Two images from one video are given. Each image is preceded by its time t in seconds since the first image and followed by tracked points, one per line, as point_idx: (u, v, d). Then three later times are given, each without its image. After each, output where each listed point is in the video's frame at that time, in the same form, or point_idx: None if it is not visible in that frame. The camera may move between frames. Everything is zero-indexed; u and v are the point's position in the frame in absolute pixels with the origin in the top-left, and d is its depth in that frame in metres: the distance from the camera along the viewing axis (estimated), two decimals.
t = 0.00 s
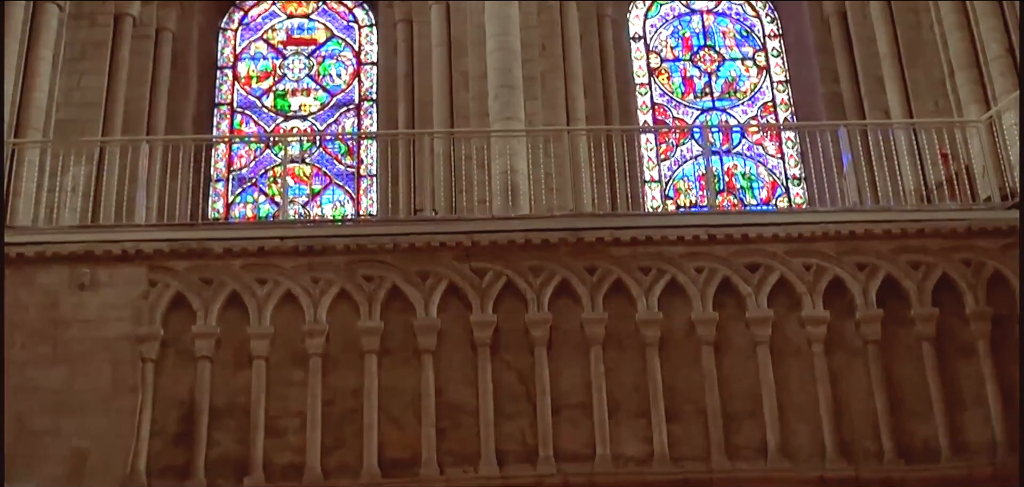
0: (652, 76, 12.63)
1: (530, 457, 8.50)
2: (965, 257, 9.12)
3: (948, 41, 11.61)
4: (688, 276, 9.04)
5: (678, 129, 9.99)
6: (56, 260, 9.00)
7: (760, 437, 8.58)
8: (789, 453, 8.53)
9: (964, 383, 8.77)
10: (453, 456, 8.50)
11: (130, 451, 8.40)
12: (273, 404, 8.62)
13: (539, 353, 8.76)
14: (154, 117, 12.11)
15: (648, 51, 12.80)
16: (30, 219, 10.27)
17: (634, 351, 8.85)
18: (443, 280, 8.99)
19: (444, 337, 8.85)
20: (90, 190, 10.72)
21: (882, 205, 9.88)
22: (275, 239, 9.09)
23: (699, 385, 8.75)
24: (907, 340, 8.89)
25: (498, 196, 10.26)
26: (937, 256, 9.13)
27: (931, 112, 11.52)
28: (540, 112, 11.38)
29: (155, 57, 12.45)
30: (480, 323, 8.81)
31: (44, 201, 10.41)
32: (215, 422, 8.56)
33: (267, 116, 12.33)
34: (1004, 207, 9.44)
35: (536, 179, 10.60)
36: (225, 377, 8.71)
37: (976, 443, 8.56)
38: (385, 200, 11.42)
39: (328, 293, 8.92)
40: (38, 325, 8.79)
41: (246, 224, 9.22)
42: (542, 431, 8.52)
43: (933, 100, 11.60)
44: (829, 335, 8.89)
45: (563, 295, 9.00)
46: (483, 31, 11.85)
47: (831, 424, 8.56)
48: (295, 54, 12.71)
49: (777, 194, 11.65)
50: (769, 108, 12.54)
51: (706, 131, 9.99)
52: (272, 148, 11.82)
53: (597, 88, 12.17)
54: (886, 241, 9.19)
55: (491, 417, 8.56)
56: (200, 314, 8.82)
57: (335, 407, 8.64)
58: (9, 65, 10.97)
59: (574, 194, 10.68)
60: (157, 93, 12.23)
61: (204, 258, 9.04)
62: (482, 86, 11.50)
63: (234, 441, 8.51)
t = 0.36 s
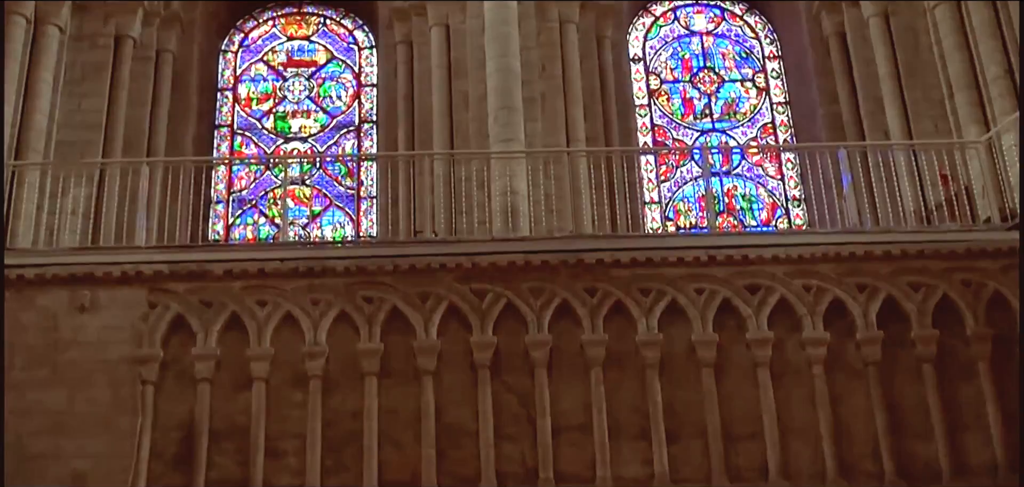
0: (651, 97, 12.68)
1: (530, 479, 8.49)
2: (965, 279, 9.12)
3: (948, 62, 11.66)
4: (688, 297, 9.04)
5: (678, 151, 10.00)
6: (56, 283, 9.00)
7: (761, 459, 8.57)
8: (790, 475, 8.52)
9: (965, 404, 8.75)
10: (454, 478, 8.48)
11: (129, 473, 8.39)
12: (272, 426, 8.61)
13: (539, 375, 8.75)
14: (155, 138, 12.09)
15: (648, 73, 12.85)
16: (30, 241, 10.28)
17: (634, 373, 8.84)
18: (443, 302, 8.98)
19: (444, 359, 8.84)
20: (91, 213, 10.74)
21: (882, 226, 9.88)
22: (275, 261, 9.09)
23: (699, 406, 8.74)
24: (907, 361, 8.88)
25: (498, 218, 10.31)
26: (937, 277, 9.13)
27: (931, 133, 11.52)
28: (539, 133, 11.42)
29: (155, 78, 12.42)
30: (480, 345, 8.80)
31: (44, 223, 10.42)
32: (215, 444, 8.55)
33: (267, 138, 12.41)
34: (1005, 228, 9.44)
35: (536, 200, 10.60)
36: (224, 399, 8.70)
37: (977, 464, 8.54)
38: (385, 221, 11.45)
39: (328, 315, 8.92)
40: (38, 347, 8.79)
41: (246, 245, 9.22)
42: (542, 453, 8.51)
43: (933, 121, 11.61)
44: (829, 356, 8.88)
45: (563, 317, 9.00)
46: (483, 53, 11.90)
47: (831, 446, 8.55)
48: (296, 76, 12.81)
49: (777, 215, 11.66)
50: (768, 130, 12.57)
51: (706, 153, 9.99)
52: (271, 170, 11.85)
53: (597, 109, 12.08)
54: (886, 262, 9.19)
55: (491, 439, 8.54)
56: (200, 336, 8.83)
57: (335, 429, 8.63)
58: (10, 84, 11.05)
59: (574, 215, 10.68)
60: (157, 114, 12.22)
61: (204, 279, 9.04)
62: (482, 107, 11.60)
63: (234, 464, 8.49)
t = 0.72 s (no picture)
0: (651, 119, 12.69)
1: None
2: (965, 300, 9.12)
3: (947, 85, 11.77)
4: (688, 319, 9.03)
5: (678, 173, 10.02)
6: (55, 306, 8.99)
7: (761, 482, 8.55)
8: None
9: (966, 426, 8.73)
10: None
11: None
12: (272, 449, 8.59)
13: (539, 397, 8.73)
14: (154, 162, 12.04)
15: (648, 95, 12.88)
16: (30, 264, 10.28)
17: (634, 395, 8.83)
18: (443, 324, 8.97)
19: (443, 381, 8.83)
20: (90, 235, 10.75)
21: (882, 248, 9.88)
22: (274, 283, 9.08)
23: (700, 429, 8.72)
24: (908, 383, 8.86)
25: (497, 239, 10.39)
26: (937, 299, 9.12)
27: (930, 154, 11.57)
28: (539, 155, 11.46)
29: (156, 100, 12.37)
30: (480, 367, 8.79)
31: (43, 246, 10.42)
32: (214, 467, 8.53)
33: (267, 160, 12.45)
34: (1004, 250, 9.45)
35: (536, 222, 10.61)
36: (224, 422, 8.69)
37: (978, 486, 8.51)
38: (384, 242, 11.46)
39: (328, 338, 8.91)
40: (37, 370, 8.77)
41: (246, 268, 9.21)
42: (542, 476, 8.49)
43: (931, 143, 11.66)
44: (829, 379, 8.86)
45: (563, 339, 8.99)
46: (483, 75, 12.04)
47: (832, 468, 8.52)
48: (295, 99, 12.86)
49: (777, 237, 11.66)
50: (767, 151, 12.61)
51: (705, 175, 9.99)
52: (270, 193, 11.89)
53: (597, 131, 12.01)
54: (886, 284, 9.19)
55: (491, 461, 8.52)
56: (199, 359, 8.82)
57: (334, 452, 8.61)
58: (9, 106, 11.15)
59: (574, 237, 10.68)
60: (157, 136, 12.18)
61: (203, 302, 9.03)
62: (481, 130, 11.66)
63: None
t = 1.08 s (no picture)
0: (650, 141, 12.71)
1: None
2: (965, 322, 9.11)
3: (945, 106, 11.81)
4: (688, 341, 9.02)
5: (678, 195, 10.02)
6: (54, 328, 8.97)
7: None
8: None
9: (967, 447, 8.70)
10: None
11: None
12: (271, 471, 8.57)
13: (538, 419, 8.71)
14: (154, 183, 12.05)
15: (647, 116, 12.90)
16: (29, 286, 10.28)
17: (634, 417, 8.81)
18: (442, 346, 8.96)
19: (443, 404, 8.81)
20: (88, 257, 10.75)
21: (882, 269, 9.88)
22: (273, 306, 9.08)
23: (700, 450, 8.69)
24: (908, 405, 8.84)
25: (497, 262, 10.28)
26: (937, 320, 9.11)
27: (929, 176, 11.62)
28: (538, 177, 11.48)
29: (155, 122, 12.36)
30: (479, 389, 8.77)
31: (42, 267, 10.42)
32: None
33: (265, 182, 12.46)
34: (1004, 271, 9.45)
35: (536, 244, 10.59)
36: (222, 444, 8.67)
37: None
38: (383, 263, 11.45)
39: (327, 360, 8.90)
40: (35, 392, 8.75)
41: (245, 290, 9.21)
42: None
43: (931, 165, 11.71)
44: (829, 400, 8.85)
45: (563, 362, 8.97)
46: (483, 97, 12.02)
47: None
48: (295, 120, 12.90)
49: (776, 258, 11.66)
50: (767, 173, 12.63)
51: (705, 196, 10.00)
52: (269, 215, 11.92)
53: (596, 152, 12.02)
54: (885, 306, 9.18)
55: (490, 483, 8.50)
56: (198, 381, 8.81)
57: (333, 474, 8.59)
58: (9, 128, 11.17)
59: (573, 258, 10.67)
60: (157, 158, 12.18)
61: (202, 324, 9.02)
62: (480, 151, 11.65)
63: None
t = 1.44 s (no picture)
0: (649, 164, 12.74)
1: None
2: (965, 345, 9.10)
3: (943, 130, 11.83)
4: (688, 365, 9.01)
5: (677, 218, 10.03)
6: (52, 352, 8.96)
7: None
8: None
9: (967, 470, 8.67)
10: None
11: None
12: None
13: (538, 443, 8.70)
14: (153, 206, 12.07)
15: (646, 139, 12.94)
16: (27, 310, 10.27)
17: (633, 440, 8.79)
18: (441, 370, 8.95)
19: (441, 427, 8.79)
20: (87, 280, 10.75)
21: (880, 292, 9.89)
22: (272, 329, 9.06)
23: (700, 474, 8.67)
24: (907, 428, 8.82)
25: (496, 285, 10.30)
26: (937, 343, 9.10)
27: (927, 199, 11.62)
28: (537, 200, 11.49)
29: (155, 146, 12.41)
30: (478, 413, 8.75)
31: (41, 291, 10.41)
32: None
33: (264, 206, 12.48)
34: (1003, 294, 9.45)
35: (535, 267, 10.58)
36: (221, 467, 8.65)
37: None
38: (382, 287, 11.44)
39: (326, 383, 8.89)
40: (33, 416, 8.73)
41: (244, 313, 9.20)
42: None
43: (928, 187, 11.72)
44: (829, 424, 8.83)
45: (563, 385, 8.96)
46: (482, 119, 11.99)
47: None
48: (294, 144, 12.93)
49: (775, 281, 11.66)
50: (765, 196, 12.65)
51: (704, 219, 10.01)
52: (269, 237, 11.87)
53: (595, 176, 12.05)
54: (885, 329, 9.17)
55: None
56: (196, 405, 8.79)
57: None
58: (9, 152, 11.17)
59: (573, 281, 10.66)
60: (156, 182, 12.20)
61: (201, 348, 9.01)
62: (479, 175, 11.63)
63: None
